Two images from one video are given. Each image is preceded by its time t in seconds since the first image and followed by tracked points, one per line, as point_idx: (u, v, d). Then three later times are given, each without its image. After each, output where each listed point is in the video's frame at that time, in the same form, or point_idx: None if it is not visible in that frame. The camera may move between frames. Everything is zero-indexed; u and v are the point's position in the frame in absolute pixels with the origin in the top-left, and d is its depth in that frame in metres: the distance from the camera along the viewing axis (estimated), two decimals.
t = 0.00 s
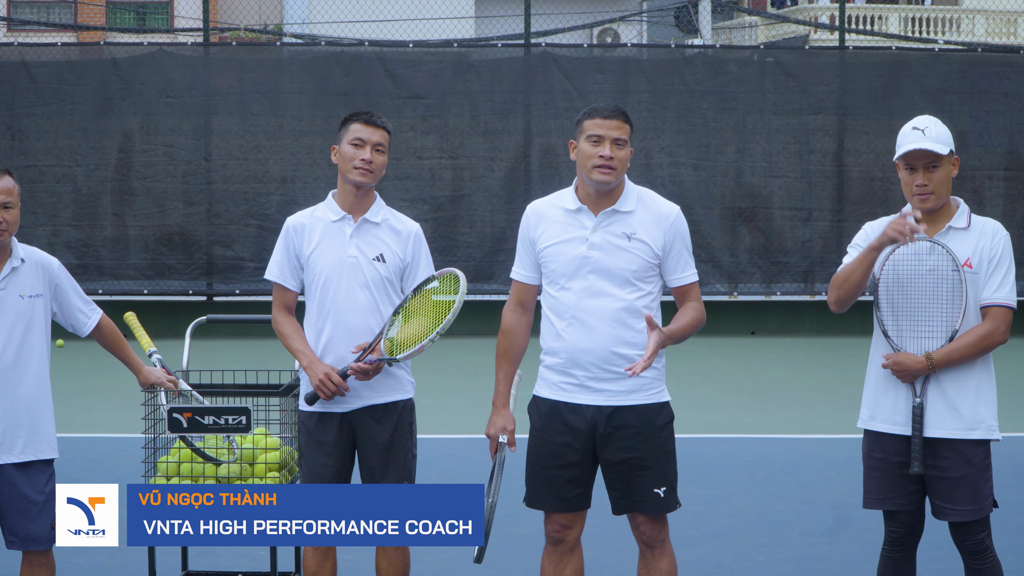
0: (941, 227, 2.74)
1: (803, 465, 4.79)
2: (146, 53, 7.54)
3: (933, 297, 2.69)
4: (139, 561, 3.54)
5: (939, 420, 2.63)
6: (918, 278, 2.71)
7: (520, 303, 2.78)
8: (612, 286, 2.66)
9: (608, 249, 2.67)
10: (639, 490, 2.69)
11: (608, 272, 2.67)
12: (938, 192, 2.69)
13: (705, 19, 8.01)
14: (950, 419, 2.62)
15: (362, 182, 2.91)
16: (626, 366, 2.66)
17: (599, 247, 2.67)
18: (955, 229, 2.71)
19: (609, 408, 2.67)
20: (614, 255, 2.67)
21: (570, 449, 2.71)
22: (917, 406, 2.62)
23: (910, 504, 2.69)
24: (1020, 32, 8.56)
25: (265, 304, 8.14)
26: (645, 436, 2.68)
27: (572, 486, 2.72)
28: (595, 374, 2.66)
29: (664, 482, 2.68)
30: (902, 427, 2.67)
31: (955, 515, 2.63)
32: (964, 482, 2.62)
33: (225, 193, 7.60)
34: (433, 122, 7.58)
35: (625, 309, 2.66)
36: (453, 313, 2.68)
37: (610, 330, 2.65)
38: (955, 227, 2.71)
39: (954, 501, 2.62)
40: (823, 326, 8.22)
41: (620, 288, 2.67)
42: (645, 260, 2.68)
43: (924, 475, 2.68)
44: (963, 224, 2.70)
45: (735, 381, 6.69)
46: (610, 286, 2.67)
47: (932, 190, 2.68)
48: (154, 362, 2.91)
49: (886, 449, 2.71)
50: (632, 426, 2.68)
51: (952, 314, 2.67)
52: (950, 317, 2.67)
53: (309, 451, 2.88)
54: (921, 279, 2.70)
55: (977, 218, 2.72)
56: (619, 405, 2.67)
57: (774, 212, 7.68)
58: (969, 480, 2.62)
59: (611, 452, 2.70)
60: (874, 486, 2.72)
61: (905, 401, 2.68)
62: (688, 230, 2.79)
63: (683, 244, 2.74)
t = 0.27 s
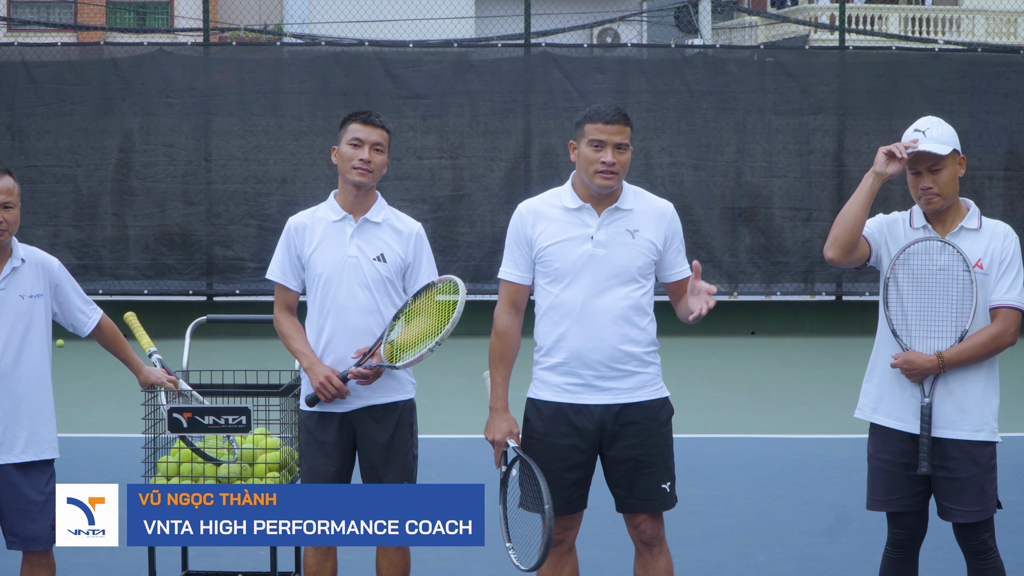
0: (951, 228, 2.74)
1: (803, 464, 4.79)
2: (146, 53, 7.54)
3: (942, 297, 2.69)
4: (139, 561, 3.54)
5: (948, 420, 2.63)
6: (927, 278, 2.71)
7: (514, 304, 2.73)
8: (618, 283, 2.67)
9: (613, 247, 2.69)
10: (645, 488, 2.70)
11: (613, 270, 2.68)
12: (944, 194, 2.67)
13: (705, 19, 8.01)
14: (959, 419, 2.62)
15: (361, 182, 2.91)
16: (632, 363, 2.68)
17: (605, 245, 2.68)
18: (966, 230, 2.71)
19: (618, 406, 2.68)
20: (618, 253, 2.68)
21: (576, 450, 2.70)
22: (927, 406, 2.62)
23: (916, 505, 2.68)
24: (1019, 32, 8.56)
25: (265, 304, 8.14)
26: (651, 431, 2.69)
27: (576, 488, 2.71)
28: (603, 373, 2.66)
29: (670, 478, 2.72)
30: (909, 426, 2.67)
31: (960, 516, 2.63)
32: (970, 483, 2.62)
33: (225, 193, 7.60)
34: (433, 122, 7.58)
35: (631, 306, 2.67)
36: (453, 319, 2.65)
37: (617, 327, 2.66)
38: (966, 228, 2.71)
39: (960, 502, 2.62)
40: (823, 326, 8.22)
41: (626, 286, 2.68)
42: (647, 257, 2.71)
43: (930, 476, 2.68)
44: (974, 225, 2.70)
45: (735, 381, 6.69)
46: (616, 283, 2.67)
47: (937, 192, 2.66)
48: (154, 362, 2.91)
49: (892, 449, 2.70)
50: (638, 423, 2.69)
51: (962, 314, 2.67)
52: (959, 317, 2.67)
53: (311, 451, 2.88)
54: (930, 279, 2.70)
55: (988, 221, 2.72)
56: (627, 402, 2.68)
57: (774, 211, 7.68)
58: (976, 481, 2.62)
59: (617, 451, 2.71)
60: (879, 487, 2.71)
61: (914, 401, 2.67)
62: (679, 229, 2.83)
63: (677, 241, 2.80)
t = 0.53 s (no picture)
0: (955, 228, 2.74)
1: (803, 464, 4.79)
2: (146, 53, 7.54)
3: (944, 297, 2.70)
4: (140, 561, 3.54)
5: (949, 421, 2.63)
6: (930, 278, 2.71)
7: (512, 305, 2.70)
8: (617, 282, 2.68)
9: (611, 246, 2.69)
10: (645, 487, 2.71)
11: (613, 269, 2.68)
12: (949, 191, 2.66)
13: (705, 19, 8.01)
14: (961, 420, 2.62)
15: (358, 182, 2.90)
16: (632, 361, 2.68)
17: (604, 244, 2.68)
18: (969, 229, 2.72)
19: (618, 405, 2.68)
20: (617, 251, 2.69)
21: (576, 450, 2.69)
22: (929, 406, 2.62)
23: (917, 505, 2.68)
24: (1020, 32, 8.56)
25: (265, 304, 8.14)
26: (652, 430, 2.70)
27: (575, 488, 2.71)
28: (604, 372, 2.67)
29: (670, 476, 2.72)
30: (911, 425, 2.67)
31: (962, 517, 2.63)
32: (972, 484, 2.62)
33: (225, 193, 7.60)
34: (433, 122, 7.58)
35: (630, 304, 2.68)
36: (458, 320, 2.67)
37: (618, 326, 2.67)
38: (970, 229, 2.72)
39: (962, 502, 2.63)
40: (823, 326, 8.22)
41: (625, 284, 2.68)
42: (645, 256, 2.72)
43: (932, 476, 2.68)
44: (977, 225, 2.71)
45: (735, 381, 6.69)
46: (615, 282, 2.68)
47: (943, 189, 2.65)
48: (155, 362, 2.91)
49: (894, 450, 2.70)
50: (639, 422, 2.70)
51: (965, 314, 2.67)
52: (961, 317, 2.68)
53: (311, 450, 2.88)
54: (933, 279, 2.70)
55: (992, 221, 2.72)
56: (628, 400, 2.69)
57: (774, 212, 7.68)
58: (978, 481, 2.62)
59: (618, 450, 2.71)
60: (880, 488, 2.72)
61: (916, 401, 2.67)
62: (672, 228, 2.84)
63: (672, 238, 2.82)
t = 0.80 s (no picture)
0: (954, 228, 2.74)
1: (803, 464, 4.79)
2: (146, 53, 7.54)
3: (944, 298, 2.69)
4: (140, 561, 3.54)
5: (950, 421, 2.63)
6: (930, 278, 2.70)
7: (511, 303, 2.74)
8: (616, 282, 2.68)
9: (611, 246, 2.69)
10: (645, 487, 2.70)
11: (612, 270, 2.68)
12: (954, 191, 2.67)
13: (705, 19, 8.01)
14: (963, 420, 2.62)
15: (355, 182, 2.90)
16: (631, 361, 2.69)
17: (602, 244, 2.68)
18: (968, 230, 2.71)
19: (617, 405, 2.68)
20: (616, 251, 2.69)
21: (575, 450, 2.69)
22: (929, 407, 2.62)
23: (920, 506, 2.68)
24: (1020, 32, 8.55)
25: (265, 304, 8.13)
26: (651, 430, 2.70)
27: (573, 487, 2.71)
28: (603, 371, 2.67)
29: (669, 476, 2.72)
30: (912, 426, 2.67)
31: (964, 517, 2.63)
32: (974, 484, 2.62)
33: (225, 193, 7.60)
34: (433, 122, 7.58)
35: (629, 304, 2.68)
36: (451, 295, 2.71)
37: (617, 325, 2.67)
38: (968, 229, 2.72)
39: (964, 502, 2.63)
40: (823, 326, 8.22)
41: (624, 284, 2.69)
42: (644, 256, 2.72)
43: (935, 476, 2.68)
44: (976, 225, 2.71)
45: (735, 381, 6.69)
46: (614, 282, 2.68)
47: (948, 189, 2.66)
48: (154, 362, 2.91)
49: (896, 451, 2.70)
50: (638, 421, 2.70)
51: (965, 313, 2.67)
52: (961, 317, 2.67)
53: (310, 450, 2.88)
54: (932, 279, 2.70)
55: (992, 221, 2.72)
56: (627, 400, 2.68)
57: (774, 212, 7.68)
58: (980, 481, 2.62)
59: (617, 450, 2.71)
60: (883, 489, 2.72)
61: (917, 403, 2.67)
62: (672, 229, 2.84)
63: (671, 238, 2.83)
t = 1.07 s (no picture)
0: (958, 230, 2.74)
1: (803, 464, 4.79)
2: (146, 53, 7.54)
3: (950, 299, 2.68)
4: (139, 560, 3.54)
5: (955, 422, 2.63)
6: (935, 279, 2.69)
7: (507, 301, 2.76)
8: (615, 283, 2.67)
9: (609, 246, 2.69)
10: (643, 488, 2.70)
11: (610, 270, 2.68)
12: (963, 194, 2.67)
13: (705, 19, 8.01)
14: (969, 421, 2.62)
15: (353, 183, 2.90)
16: (630, 362, 2.68)
17: (601, 245, 2.68)
18: (973, 231, 2.72)
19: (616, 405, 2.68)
20: (614, 252, 2.68)
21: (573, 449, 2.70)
22: (934, 408, 2.61)
23: (925, 506, 2.68)
24: (1020, 32, 8.56)
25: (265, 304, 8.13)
26: (649, 430, 2.70)
27: (572, 487, 2.71)
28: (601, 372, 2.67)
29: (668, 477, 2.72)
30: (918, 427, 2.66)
31: (970, 516, 2.63)
32: (979, 484, 2.62)
33: (225, 193, 7.60)
34: (433, 122, 7.58)
35: (627, 305, 2.67)
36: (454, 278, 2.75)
37: (615, 326, 2.66)
38: (973, 231, 2.72)
39: (970, 502, 2.63)
40: (823, 326, 8.22)
41: (622, 285, 2.68)
42: (643, 256, 2.71)
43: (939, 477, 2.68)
44: (981, 227, 2.71)
45: (735, 381, 6.69)
46: (613, 282, 2.67)
47: (958, 191, 2.66)
48: (154, 362, 2.91)
49: (901, 451, 2.69)
50: (636, 422, 2.69)
51: (970, 313, 2.67)
52: (967, 318, 2.67)
53: (310, 450, 2.88)
54: (938, 280, 2.69)
55: (996, 223, 2.72)
56: (626, 401, 2.68)
57: (774, 212, 7.68)
58: (985, 481, 2.62)
59: (616, 450, 2.70)
60: (888, 489, 2.71)
61: (922, 403, 2.67)
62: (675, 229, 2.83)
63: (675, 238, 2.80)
